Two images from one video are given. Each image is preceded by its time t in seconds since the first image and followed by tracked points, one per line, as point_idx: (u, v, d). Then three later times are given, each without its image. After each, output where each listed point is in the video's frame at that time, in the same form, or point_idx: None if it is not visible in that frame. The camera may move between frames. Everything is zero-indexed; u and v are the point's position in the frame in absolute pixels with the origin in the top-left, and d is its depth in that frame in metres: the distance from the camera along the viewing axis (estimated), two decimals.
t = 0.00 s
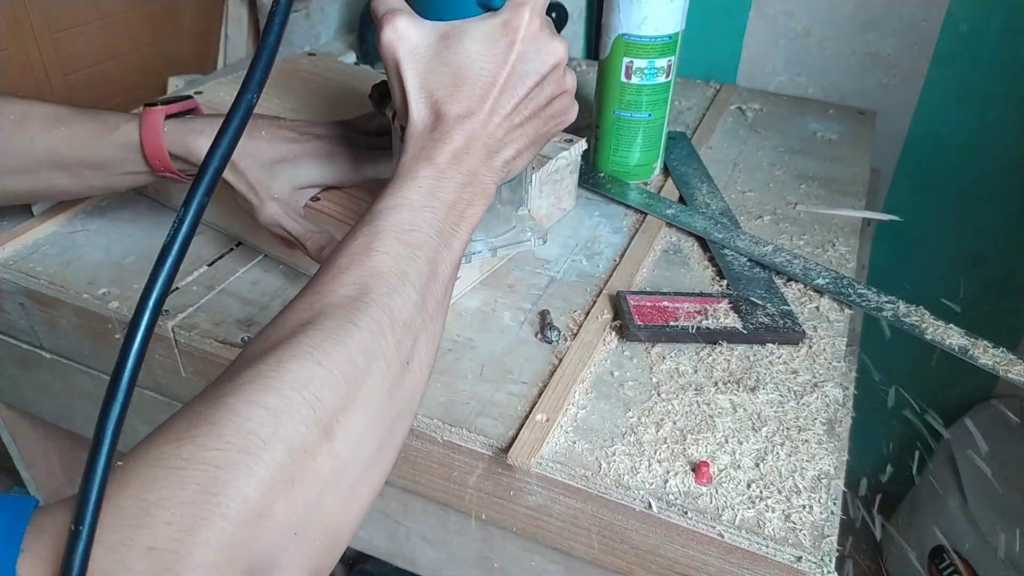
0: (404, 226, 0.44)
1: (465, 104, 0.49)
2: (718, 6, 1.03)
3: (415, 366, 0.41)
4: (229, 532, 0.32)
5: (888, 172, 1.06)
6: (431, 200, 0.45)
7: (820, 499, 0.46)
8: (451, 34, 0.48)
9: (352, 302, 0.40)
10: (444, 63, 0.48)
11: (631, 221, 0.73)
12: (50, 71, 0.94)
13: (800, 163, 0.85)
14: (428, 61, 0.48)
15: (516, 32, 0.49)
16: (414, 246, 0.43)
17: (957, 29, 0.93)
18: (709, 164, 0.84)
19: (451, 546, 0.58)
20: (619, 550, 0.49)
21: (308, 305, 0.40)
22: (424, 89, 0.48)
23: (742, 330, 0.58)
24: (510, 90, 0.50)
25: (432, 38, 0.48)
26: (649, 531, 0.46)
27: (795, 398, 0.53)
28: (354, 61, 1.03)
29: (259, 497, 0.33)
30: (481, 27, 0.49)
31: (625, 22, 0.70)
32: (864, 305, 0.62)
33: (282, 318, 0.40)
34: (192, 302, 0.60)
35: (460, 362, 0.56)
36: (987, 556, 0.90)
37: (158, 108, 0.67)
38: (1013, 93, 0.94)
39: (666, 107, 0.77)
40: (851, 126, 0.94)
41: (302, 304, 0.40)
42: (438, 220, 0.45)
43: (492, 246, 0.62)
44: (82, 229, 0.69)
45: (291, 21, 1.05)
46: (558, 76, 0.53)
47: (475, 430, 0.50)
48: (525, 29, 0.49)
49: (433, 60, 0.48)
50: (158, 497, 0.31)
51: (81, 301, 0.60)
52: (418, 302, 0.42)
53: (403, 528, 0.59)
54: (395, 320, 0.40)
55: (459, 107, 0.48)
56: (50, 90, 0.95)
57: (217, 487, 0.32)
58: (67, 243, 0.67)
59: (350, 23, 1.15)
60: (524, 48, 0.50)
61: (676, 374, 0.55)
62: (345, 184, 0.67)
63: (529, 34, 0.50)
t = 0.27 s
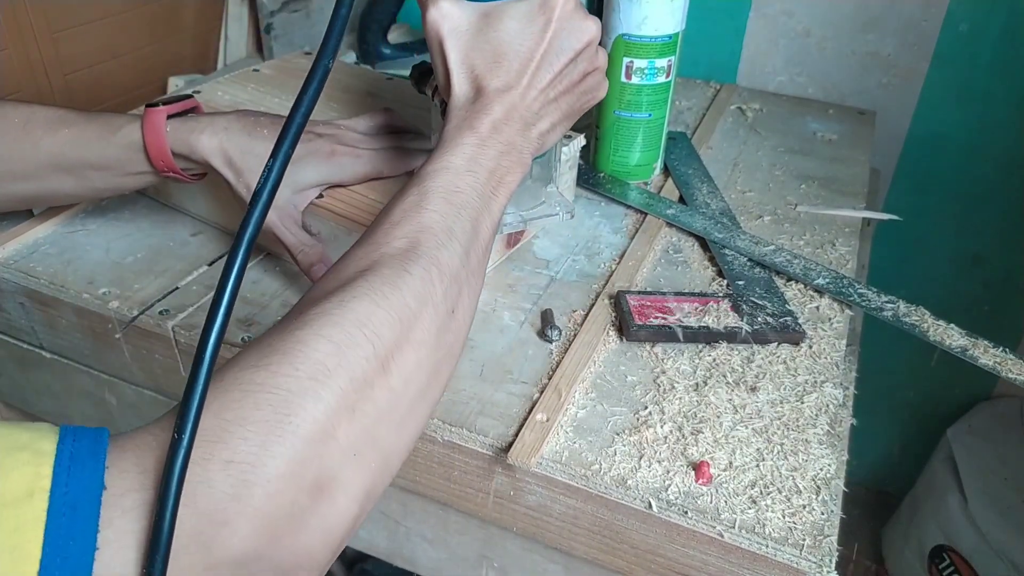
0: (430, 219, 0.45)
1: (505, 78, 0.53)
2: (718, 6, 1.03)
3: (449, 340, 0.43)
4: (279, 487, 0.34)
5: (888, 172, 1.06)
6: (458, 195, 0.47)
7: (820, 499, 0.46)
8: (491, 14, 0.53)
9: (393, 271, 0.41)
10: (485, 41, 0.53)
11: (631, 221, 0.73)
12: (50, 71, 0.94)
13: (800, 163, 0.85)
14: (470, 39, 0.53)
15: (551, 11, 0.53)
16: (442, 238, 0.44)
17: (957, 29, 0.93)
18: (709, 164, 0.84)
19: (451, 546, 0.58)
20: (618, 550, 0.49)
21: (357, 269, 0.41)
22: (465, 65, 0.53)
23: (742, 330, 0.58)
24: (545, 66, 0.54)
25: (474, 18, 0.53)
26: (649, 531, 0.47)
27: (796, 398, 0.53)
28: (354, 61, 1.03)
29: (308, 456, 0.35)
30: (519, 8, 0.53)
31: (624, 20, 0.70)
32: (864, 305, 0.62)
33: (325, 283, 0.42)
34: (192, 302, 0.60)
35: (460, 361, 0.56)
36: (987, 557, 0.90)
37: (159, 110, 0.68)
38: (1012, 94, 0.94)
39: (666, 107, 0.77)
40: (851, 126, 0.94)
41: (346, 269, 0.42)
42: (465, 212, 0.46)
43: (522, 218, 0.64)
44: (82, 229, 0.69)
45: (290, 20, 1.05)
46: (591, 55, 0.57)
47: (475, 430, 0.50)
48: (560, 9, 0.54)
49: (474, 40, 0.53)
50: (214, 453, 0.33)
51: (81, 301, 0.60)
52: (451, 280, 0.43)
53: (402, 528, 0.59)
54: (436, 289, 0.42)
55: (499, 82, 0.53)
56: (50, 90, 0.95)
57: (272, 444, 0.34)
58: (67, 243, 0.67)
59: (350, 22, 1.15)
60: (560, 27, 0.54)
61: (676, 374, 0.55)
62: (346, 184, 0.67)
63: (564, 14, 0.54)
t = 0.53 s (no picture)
0: (451, 203, 0.45)
1: (530, 62, 0.53)
2: (718, 7, 1.03)
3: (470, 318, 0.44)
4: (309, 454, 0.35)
5: (888, 172, 1.06)
6: (478, 181, 0.47)
7: (820, 499, 0.46)
8: None
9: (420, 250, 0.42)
10: (511, 24, 0.53)
11: (631, 221, 0.73)
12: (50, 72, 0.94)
13: (800, 163, 0.85)
14: (498, 22, 0.53)
15: None
16: (468, 223, 0.45)
17: (957, 30, 0.93)
18: (708, 164, 0.84)
19: (451, 546, 0.58)
20: (618, 550, 0.49)
21: (390, 235, 0.43)
22: (493, 46, 0.53)
23: (741, 330, 0.58)
24: (570, 48, 0.54)
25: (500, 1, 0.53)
26: (648, 531, 0.47)
27: (796, 397, 0.53)
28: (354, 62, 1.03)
29: (330, 431, 0.36)
30: None
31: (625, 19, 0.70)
32: (864, 305, 0.62)
33: (361, 247, 0.43)
34: (192, 302, 0.60)
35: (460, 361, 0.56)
36: (987, 557, 0.90)
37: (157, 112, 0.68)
38: (1012, 94, 0.95)
39: (666, 107, 0.77)
40: (851, 126, 0.94)
41: (379, 236, 0.43)
42: (486, 197, 0.47)
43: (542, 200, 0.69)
44: (82, 229, 0.68)
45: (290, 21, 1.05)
46: (613, 40, 0.57)
47: (475, 430, 0.50)
48: None
49: (502, 23, 0.53)
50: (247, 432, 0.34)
51: (81, 302, 0.60)
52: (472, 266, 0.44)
53: (402, 528, 0.59)
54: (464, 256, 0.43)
55: (524, 65, 0.53)
56: (49, 90, 0.95)
57: (312, 394, 0.36)
58: (67, 244, 0.67)
59: (350, 23, 1.15)
60: (586, 10, 0.54)
61: (676, 374, 0.55)
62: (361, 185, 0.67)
63: None
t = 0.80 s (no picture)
0: (376, 260, 0.44)
1: (438, 125, 0.49)
2: (718, 6, 1.03)
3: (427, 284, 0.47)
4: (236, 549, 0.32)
5: (888, 172, 1.06)
6: (402, 230, 0.46)
7: (821, 499, 0.46)
8: (424, 50, 0.48)
9: (335, 318, 0.40)
10: (416, 82, 0.48)
11: (631, 221, 0.73)
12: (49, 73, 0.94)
13: (801, 163, 0.85)
14: (400, 78, 0.48)
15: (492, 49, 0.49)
16: (389, 280, 0.44)
17: (957, 29, 0.93)
18: (709, 164, 0.84)
19: (451, 547, 0.58)
20: (619, 549, 0.49)
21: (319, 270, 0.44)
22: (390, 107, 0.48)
23: (742, 330, 0.58)
24: (485, 111, 0.51)
25: (405, 53, 0.48)
26: (649, 531, 0.46)
27: (797, 397, 0.53)
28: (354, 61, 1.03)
29: (269, 507, 0.33)
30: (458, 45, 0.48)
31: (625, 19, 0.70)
32: (865, 305, 0.62)
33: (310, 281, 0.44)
34: (192, 302, 0.60)
35: (460, 362, 0.55)
36: (987, 557, 0.90)
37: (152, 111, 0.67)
38: (1012, 94, 0.95)
39: (666, 107, 0.76)
40: (851, 126, 0.94)
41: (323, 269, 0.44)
42: (410, 248, 0.46)
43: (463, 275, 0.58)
44: (82, 229, 0.68)
45: (291, 20, 1.05)
46: (535, 99, 0.54)
47: (476, 430, 0.50)
48: (501, 48, 0.49)
49: (405, 79, 0.48)
50: (154, 521, 0.30)
51: (81, 302, 0.60)
52: (396, 322, 0.43)
53: (403, 528, 0.59)
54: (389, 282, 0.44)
55: (429, 129, 0.49)
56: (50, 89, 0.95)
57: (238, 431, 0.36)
58: (66, 243, 0.66)
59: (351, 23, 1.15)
60: (503, 69, 0.50)
61: (677, 373, 0.55)
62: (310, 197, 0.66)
63: (506, 52, 0.50)
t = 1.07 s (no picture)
0: (418, 237, 0.45)
1: (484, 113, 0.50)
2: (718, 6, 1.03)
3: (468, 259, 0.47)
4: (266, 504, 0.34)
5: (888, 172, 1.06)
6: (445, 213, 0.47)
7: (821, 499, 0.46)
8: (469, 42, 0.49)
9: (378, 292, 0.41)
10: (462, 72, 0.49)
11: (631, 221, 0.73)
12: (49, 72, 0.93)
13: (801, 163, 0.85)
14: (447, 69, 0.49)
15: (535, 41, 0.50)
16: (429, 258, 0.44)
17: (957, 29, 0.93)
18: (709, 164, 0.84)
19: (452, 547, 0.58)
20: (619, 550, 0.49)
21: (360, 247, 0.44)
22: (438, 98, 0.50)
23: (742, 330, 0.58)
24: (530, 99, 0.52)
25: (451, 46, 0.49)
26: (649, 531, 0.47)
27: (797, 397, 0.53)
28: (354, 61, 1.03)
29: (304, 463, 0.35)
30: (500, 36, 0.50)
31: (625, 18, 0.70)
32: (865, 305, 0.62)
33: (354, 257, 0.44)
34: (193, 302, 0.60)
35: (461, 362, 0.55)
36: (987, 557, 0.90)
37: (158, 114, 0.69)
38: (1012, 95, 0.95)
39: (667, 107, 0.76)
40: (851, 126, 0.94)
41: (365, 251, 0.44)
42: (452, 229, 0.46)
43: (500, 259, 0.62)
44: (82, 229, 0.68)
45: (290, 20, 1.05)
46: (578, 87, 0.55)
47: (477, 430, 0.50)
48: (546, 39, 0.51)
49: (453, 69, 0.49)
50: (204, 466, 0.33)
51: (81, 301, 0.60)
52: (436, 298, 0.43)
53: (403, 529, 0.59)
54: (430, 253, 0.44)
55: (475, 117, 0.50)
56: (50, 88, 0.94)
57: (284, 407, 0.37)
58: (67, 243, 0.66)
59: (351, 22, 1.15)
60: (545, 58, 0.51)
61: (677, 373, 0.55)
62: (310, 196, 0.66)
63: (549, 44, 0.51)
